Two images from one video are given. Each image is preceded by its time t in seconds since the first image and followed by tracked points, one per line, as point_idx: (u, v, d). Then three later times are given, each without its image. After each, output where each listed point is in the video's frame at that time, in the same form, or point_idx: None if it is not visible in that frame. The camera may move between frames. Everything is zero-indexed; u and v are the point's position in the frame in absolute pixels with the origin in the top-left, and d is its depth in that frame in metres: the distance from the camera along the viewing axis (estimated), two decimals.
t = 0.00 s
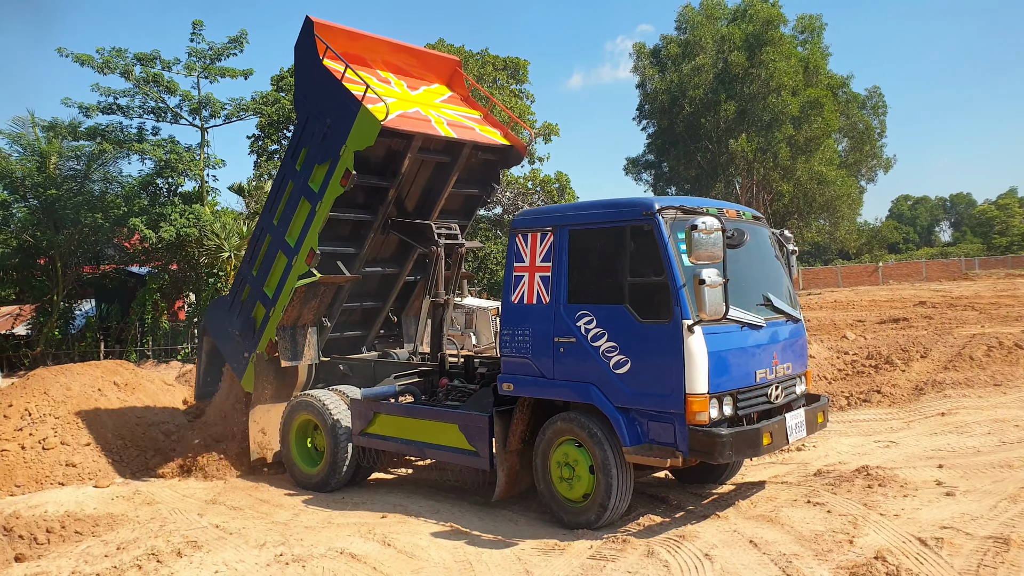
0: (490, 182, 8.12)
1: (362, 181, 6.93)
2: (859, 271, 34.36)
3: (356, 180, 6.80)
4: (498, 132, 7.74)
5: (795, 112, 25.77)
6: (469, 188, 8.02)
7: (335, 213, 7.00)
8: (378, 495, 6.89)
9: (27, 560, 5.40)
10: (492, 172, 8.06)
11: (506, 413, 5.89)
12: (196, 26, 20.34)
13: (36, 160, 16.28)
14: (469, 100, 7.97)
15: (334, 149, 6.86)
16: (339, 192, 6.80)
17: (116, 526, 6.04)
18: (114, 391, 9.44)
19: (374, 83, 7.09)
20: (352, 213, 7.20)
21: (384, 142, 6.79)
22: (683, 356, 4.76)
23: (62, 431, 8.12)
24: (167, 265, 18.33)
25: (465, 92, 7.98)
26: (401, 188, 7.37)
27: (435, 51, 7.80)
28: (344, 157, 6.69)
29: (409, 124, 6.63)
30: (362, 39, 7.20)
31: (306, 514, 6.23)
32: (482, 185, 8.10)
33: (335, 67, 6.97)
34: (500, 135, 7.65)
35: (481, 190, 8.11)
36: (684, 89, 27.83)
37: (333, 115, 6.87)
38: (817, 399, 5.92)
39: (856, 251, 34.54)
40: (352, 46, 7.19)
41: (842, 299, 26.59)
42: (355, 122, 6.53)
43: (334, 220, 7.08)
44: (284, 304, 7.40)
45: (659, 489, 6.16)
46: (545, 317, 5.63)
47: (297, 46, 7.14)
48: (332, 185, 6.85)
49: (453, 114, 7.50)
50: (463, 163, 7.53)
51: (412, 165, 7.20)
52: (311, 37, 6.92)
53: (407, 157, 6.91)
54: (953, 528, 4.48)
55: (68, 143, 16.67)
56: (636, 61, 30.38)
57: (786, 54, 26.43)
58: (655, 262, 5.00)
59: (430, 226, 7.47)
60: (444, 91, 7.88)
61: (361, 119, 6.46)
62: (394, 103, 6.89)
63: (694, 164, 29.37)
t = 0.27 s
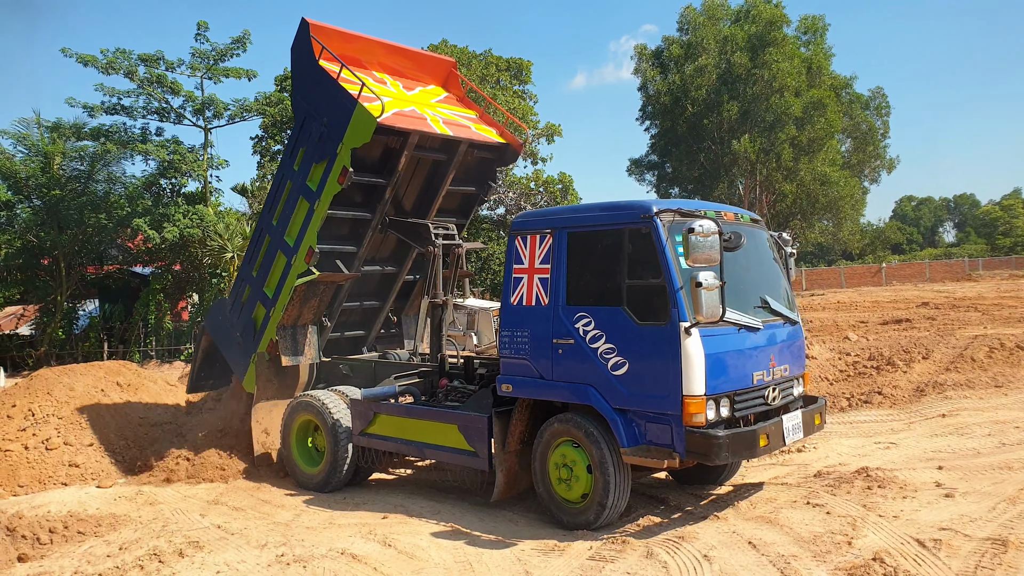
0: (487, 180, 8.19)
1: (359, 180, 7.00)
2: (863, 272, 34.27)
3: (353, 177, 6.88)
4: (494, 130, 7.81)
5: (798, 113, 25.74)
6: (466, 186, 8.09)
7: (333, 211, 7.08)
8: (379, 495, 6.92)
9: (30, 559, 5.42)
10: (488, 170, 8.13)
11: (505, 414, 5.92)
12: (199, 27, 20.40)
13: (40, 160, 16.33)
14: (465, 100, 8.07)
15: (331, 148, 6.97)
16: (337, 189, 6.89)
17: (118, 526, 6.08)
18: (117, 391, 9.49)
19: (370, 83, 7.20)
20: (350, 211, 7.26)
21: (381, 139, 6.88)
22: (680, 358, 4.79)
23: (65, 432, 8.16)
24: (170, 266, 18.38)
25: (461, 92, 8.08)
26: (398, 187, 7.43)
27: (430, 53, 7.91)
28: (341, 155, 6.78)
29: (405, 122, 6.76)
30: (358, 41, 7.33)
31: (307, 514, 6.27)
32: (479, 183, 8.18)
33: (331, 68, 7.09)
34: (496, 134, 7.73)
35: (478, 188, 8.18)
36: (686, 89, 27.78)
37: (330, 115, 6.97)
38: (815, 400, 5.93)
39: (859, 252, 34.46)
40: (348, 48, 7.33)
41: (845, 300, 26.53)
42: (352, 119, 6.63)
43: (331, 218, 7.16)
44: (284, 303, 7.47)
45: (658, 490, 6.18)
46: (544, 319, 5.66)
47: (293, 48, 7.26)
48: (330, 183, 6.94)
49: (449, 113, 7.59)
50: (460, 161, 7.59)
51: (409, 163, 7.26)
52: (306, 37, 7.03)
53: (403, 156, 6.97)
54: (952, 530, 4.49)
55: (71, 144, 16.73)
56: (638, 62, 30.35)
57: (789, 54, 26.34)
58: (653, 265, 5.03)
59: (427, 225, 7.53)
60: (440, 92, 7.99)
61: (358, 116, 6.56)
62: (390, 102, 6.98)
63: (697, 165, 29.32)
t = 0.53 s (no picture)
0: (486, 180, 8.19)
1: (358, 180, 7.01)
2: (868, 271, 34.14)
3: (353, 177, 6.89)
4: (494, 130, 7.81)
5: (802, 111, 25.67)
6: (466, 186, 8.09)
7: (333, 211, 7.10)
8: (379, 494, 6.94)
9: (33, 557, 5.44)
10: (487, 171, 8.13)
11: (502, 412, 5.92)
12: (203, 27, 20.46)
13: (45, 161, 16.39)
14: (465, 100, 8.07)
15: (331, 148, 6.99)
16: (337, 189, 6.91)
17: (120, 525, 6.10)
18: (121, 390, 9.52)
19: (369, 84, 7.21)
20: (350, 210, 7.27)
21: (381, 139, 6.89)
22: (675, 357, 4.78)
23: (69, 430, 8.20)
24: (174, 265, 18.46)
25: (461, 93, 8.08)
26: (397, 187, 7.44)
27: (430, 53, 7.92)
28: (342, 155, 6.81)
29: (405, 122, 6.76)
30: (358, 42, 7.34)
31: (307, 513, 6.29)
32: (479, 183, 8.16)
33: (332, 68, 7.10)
34: (496, 134, 7.73)
35: (478, 188, 8.17)
36: (689, 89, 27.70)
37: (330, 115, 6.99)
38: (814, 400, 5.92)
39: (864, 251, 34.32)
40: (349, 49, 7.33)
41: (850, 299, 26.42)
42: (352, 120, 6.65)
43: (331, 218, 7.18)
44: (284, 303, 7.49)
45: (658, 489, 6.18)
46: (540, 317, 5.66)
47: (293, 49, 7.27)
48: (330, 183, 6.97)
49: (448, 114, 7.60)
50: (459, 161, 7.59)
51: (408, 163, 7.27)
52: (307, 38, 7.05)
53: (403, 155, 6.97)
54: (952, 530, 4.47)
55: (76, 144, 16.77)
56: (639, 62, 30.29)
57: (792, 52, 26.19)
58: (649, 264, 5.02)
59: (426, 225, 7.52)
60: (440, 93, 7.99)
61: (358, 117, 6.58)
62: (389, 102, 6.99)
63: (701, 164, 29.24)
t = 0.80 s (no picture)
0: (491, 178, 8.16)
1: (362, 178, 7.01)
2: (880, 269, 33.81)
3: (357, 175, 6.89)
4: (498, 128, 7.78)
5: (812, 108, 25.45)
6: (470, 184, 8.06)
7: (337, 209, 7.10)
8: (383, 493, 6.93)
9: (39, 553, 5.46)
10: (492, 169, 8.10)
11: (504, 410, 5.89)
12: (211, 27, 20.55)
13: (57, 161, 16.50)
14: (469, 99, 8.03)
15: (335, 146, 6.99)
16: (341, 187, 6.90)
17: (126, 522, 6.12)
18: (128, 388, 9.57)
19: (373, 82, 7.19)
20: (354, 208, 7.27)
21: (385, 138, 6.88)
22: (678, 355, 4.73)
23: (77, 428, 8.25)
24: (184, 265, 18.33)
25: (465, 91, 8.05)
26: (401, 185, 7.43)
27: (434, 51, 7.88)
28: (345, 153, 6.80)
29: (408, 120, 6.73)
30: (363, 40, 7.32)
31: (311, 511, 6.29)
32: (484, 181, 8.13)
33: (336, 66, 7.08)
34: (500, 132, 7.70)
35: (482, 186, 8.14)
36: (697, 87, 27.51)
37: (334, 113, 6.99)
38: (819, 399, 5.85)
39: (876, 248, 33.99)
40: (353, 47, 7.31)
41: (861, 297, 26.15)
42: (356, 118, 6.64)
43: (335, 216, 7.18)
44: (288, 301, 7.49)
45: (662, 488, 6.14)
46: (543, 315, 5.62)
47: (297, 47, 7.27)
48: (334, 181, 6.96)
49: (452, 112, 7.57)
50: (463, 159, 7.56)
51: (412, 161, 7.26)
52: (311, 36, 7.04)
53: (407, 153, 6.95)
54: (959, 531, 4.40)
55: (87, 143, 16.88)
56: (646, 61, 30.12)
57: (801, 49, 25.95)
58: (651, 261, 4.97)
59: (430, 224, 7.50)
60: (444, 91, 7.96)
61: (362, 114, 6.57)
62: (393, 100, 6.97)
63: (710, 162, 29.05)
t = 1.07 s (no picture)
0: (499, 175, 8.12)
1: (369, 175, 6.99)
2: (894, 267, 33.47)
3: (363, 173, 6.87)
4: (505, 124, 7.74)
5: (826, 105, 25.21)
6: (478, 181, 8.03)
7: (344, 207, 7.09)
8: (389, 491, 6.92)
9: (44, 552, 5.49)
10: (500, 166, 8.06)
11: (511, 409, 5.86)
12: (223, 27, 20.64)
13: (70, 160, 16.39)
14: (477, 95, 7.99)
15: (341, 143, 6.97)
16: (347, 184, 6.89)
17: (132, 520, 6.15)
18: (137, 386, 9.63)
19: (380, 79, 7.16)
20: (360, 206, 7.26)
21: (391, 135, 6.86)
22: (686, 353, 4.67)
23: (86, 426, 8.31)
24: (196, 264, 18.34)
25: (473, 87, 8.01)
26: (408, 182, 7.40)
27: (441, 48, 7.85)
28: (352, 150, 6.79)
29: (415, 117, 6.71)
30: (369, 37, 7.31)
31: (316, 510, 6.29)
32: (491, 178, 8.09)
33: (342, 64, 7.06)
34: (508, 128, 7.66)
35: (490, 183, 8.10)
36: (709, 84, 27.32)
37: (340, 110, 6.97)
38: (829, 398, 5.77)
39: (890, 246, 33.64)
40: (359, 44, 7.30)
41: (875, 295, 25.90)
42: (362, 115, 6.62)
43: (343, 214, 7.17)
44: (295, 299, 7.49)
45: (669, 488, 6.08)
46: (549, 313, 5.58)
47: (303, 45, 7.25)
48: (340, 178, 6.95)
49: (460, 108, 7.54)
50: (471, 156, 7.53)
51: (419, 158, 7.23)
52: (317, 33, 7.02)
53: (413, 150, 6.92)
54: (970, 532, 4.32)
55: (100, 143, 16.91)
56: (655, 59, 29.84)
57: (815, 45, 25.72)
58: (659, 258, 4.92)
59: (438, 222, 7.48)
60: (452, 88, 7.93)
61: (368, 112, 6.55)
62: (399, 97, 6.95)
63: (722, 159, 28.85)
